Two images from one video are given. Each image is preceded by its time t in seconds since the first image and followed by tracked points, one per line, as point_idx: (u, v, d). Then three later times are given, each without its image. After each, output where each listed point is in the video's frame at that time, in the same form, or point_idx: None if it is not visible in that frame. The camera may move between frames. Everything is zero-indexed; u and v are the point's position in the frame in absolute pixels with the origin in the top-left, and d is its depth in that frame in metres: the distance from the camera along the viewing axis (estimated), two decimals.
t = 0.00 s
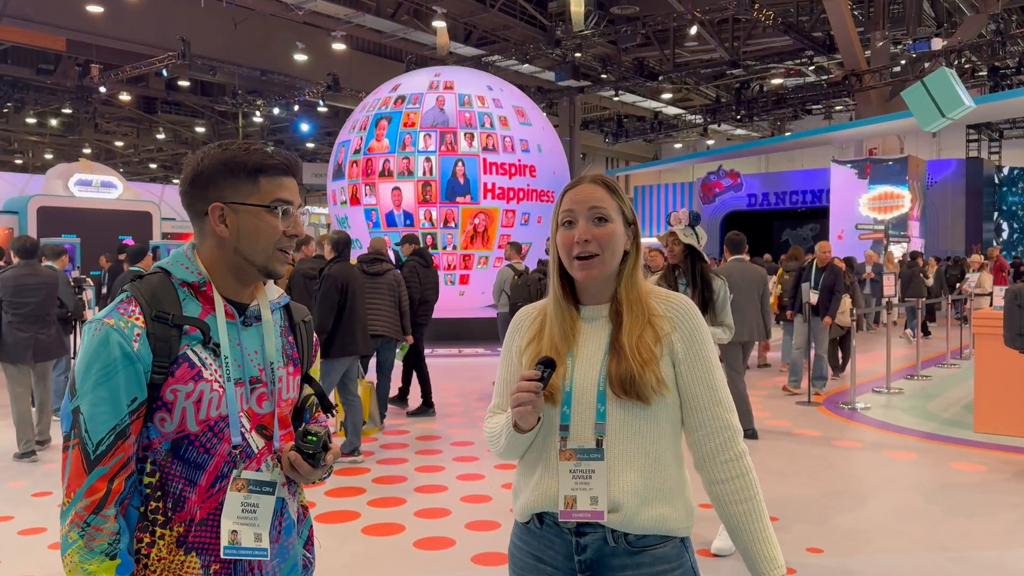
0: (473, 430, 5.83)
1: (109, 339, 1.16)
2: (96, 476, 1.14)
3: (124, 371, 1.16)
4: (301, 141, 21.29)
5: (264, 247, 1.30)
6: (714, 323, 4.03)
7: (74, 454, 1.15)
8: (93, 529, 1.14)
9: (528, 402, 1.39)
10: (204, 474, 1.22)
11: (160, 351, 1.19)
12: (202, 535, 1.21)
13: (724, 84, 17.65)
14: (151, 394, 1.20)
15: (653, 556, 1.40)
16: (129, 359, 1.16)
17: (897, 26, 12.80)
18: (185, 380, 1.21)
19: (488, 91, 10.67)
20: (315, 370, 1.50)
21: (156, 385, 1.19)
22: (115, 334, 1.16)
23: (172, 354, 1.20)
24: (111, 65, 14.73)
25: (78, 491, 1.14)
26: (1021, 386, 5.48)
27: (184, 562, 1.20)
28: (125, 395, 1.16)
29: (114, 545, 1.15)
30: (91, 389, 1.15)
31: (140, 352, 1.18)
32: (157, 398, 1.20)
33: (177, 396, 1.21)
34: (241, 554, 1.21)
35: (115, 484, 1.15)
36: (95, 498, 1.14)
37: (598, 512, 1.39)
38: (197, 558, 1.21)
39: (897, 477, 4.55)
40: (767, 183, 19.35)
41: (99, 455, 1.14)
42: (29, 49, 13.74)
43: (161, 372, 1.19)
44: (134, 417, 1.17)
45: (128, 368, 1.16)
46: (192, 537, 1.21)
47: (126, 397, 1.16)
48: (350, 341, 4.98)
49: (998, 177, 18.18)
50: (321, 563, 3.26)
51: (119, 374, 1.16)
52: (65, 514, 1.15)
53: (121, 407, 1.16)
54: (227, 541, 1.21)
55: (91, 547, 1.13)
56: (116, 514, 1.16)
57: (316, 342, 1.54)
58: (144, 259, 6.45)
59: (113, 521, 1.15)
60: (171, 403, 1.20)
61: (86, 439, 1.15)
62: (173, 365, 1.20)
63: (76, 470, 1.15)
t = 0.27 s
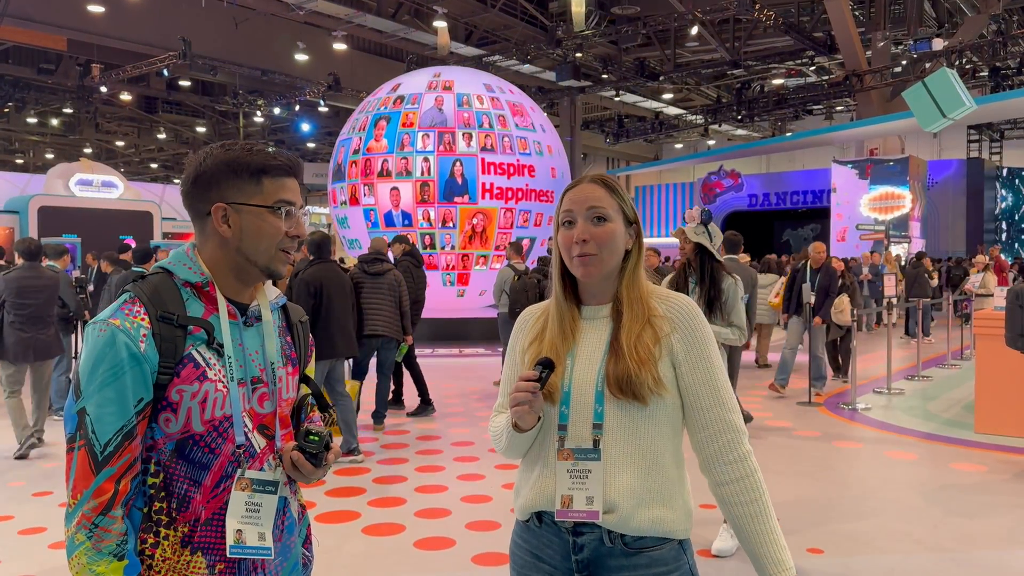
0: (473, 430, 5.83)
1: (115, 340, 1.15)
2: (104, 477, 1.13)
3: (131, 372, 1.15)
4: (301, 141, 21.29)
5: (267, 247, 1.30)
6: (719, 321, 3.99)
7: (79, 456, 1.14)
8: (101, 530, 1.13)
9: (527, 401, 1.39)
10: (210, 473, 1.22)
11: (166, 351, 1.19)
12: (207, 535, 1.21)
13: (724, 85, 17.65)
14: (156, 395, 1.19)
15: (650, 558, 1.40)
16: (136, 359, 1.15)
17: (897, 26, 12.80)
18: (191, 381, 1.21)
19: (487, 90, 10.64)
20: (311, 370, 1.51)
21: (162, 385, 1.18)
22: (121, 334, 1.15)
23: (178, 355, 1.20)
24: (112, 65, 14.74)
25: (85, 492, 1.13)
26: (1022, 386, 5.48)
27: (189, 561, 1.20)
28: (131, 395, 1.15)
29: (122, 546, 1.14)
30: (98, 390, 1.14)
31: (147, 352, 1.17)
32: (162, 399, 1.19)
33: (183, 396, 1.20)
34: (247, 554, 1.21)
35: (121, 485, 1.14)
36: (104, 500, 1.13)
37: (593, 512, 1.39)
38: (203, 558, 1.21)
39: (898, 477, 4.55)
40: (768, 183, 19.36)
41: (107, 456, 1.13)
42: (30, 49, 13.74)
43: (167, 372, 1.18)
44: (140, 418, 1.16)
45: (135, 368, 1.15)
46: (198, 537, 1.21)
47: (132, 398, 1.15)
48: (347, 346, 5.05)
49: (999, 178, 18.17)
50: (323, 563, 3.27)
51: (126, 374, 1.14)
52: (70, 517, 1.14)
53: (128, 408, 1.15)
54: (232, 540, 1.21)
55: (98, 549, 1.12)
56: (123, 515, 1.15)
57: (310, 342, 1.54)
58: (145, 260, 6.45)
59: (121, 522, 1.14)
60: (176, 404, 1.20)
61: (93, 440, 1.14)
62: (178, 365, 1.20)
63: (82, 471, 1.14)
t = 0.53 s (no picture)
0: (474, 430, 5.83)
1: (122, 341, 1.15)
2: (113, 479, 1.13)
3: (138, 373, 1.15)
4: (302, 141, 21.29)
5: (271, 248, 1.30)
6: (729, 321, 3.95)
7: (86, 457, 1.14)
8: (110, 532, 1.13)
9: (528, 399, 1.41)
10: (215, 474, 1.22)
11: (172, 352, 1.18)
12: (212, 535, 1.21)
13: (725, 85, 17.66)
14: (162, 396, 1.19)
15: (651, 560, 1.39)
16: (143, 360, 1.15)
17: (898, 27, 12.79)
18: (196, 382, 1.20)
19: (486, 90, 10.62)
20: (309, 370, 1.51)
21: (168, 386, 1.19)
22: (128, 335, 1.15)
23: (183, 355, 1.20)
24: (113, 65, 14.75)
25: (93, 494, 1.13)
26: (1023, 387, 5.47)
27: (195, 562, 1.20)
28: (138, 396, 1.15)
29: (131, 547, 1.15)
30: (104, 392, 1.14)
31: (153, 353, 1.17)
32: (168, 399, 1.19)
33: (188, 397, 1.20)
34: (252, 553, 1.22)
35: (129, 486, 1.14)
36: (112, 502, 1.13)
37: (591, 511, 1.39)
38: (208, 558, 1.21)
39: (899, 478, 4.54)
40: (769, 184, 19.38)
41: (115, 458, 1.13)
42: (31, 49, 13.76)
43: (173, 373, 1.18)
44: (147, 419, 1.16)
45: (142, 369, 1.15)
46: (204, 538, 1.21)
47: (139, 399, 1.15)
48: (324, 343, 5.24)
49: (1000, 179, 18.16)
50: (324, 563, 3.27)
51: (132, 375, 1.14)
52: (77, 518, 1.14)
53: (135, 409, 1.15)
54: (237, 540, 1.21)
55: (108, 551, 1.13)
56: (131, 517, 1.15)
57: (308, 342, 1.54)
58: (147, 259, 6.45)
59: (129, 524, 1.14)
60: (182, 404, 1.20)
61: (100, 441, 1.14)
62: (183, 366, 1.20)
63: (90, 473, 1.13)
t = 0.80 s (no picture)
0: (474, 431, 5.82)
1: (119, 347, 1.13)
2: (115, 486, 1.11)
3: (137, 378, 1.14)
4: (303, 142, 21.31)
5: (268, 248, 1.31)
6: (736, 324, 4.04)
7: (87, 464, 1.12)
8: (114, 538, 1.11)
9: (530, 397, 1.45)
10: (217, 476, 1.21)
11: (170, 356, 1.17)
12: (216, 537, 1.21)
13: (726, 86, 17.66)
14: (162, 400, 1.18)
15: (651, 562, 1.39)
16: (141, 365, 1.14)
17: (900, 28, 12.79)
18: (195, 384, 1.20)
19: (485, 91, 10.58)
20: (304, 366, 1.52)
21: (168, 390, 1.17)
22: (125, 341, 1.14)
23: (181, 358, 1.19)
24: (114, 66, 14.76)
25: (96, 501, 1.11)
26: None
27: (199, 564, 1.20)
28: (138, 402, 1.13)
29: (135, 553, 1.13)
30: (103, 398, 1.12)
31: (151, 357, 1.15)
32: (167, 403, 1.18)
33: (188, 400, 1.19)
34: (256, 553, 1.22)
35: (132, 491, 1.13)
36: (115, 508, 1.11)
37: (587, 511, 1.39)
38: (213, 560, 1.21)
39: (900, 479, 4.55)
40: (769, 184, 19.38)
41: (116, 465, 1.12)
42: (32, 51, 13.78)
43: (172, 376, 1.17)
44: (147, 424, 1.15)
45: (141, 374, 1.14)
46: (207, 540, 1.20)
47: (139, 404, 1.14)
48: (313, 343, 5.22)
49: (1000, 179, 18.15)
50: (325, 564, 3.27)
51: (132, 381, 1.13)
52: (79, 526, 1.12)
53: (136, 414, 1.13)
54: (242, 541, 1.21)
55: (112, 558, 1.11)
56: (135, 523, 1.14)
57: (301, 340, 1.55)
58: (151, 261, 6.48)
59: (133, 530, 1.13)
60: (182, 408, 1.19)
61: (101, 448, 1.12)
62: (183, 369, 1.19)
63: (91, 481, 1.12)
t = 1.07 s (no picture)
0: (474, 432, 5.83)
1: (100, 364, 1.13)
2: (107, 504, 1.11)
3: (121, 394, 1.13)
4: (304, 143, 21.33)
5: (244, 252, 1.30)
6: (738, 326, 4.03)
7: (77, 484, 1.12)
8: (110, 556, 1.11)
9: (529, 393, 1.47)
10: (211, 484, 1.21)
11: (153, 369, 1.17)
12: (215, 544, 1.22)
13: (727, 87, 17.66)
14: (148, 412, 1.18)
15: (656, 562, 1.39)
16: (124, 381, 1.14)
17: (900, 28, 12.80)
18: (180, 395, 1.20)
19: (484, 91, 10.58)
20: (291, 363, 1.52)
21: (153, 403, 1.17)
22: (106, 357, 1.13)
23: (165, 369, 1.19)
24: (115, 67, 14.77)
25: (88, 521, 1.11)
26: None
27: (199, 572, 1.20)
28: (123, 417, 1.13)
29: (133, 568, 1.13)
30: (87, 417, 1.12)
31: (134, 372, 1.15)
32: (154, 416, 1.18)
33: (175, 411, 1.19)
34: (255, 558, 1.23)
35: (125, 507, 1.13)
36: (109, 526, 1.11)
37: (590, 511, 1.39)
38: (213, 568, 1.21)
39: (900, 479, 4.55)
40: (770, 185, 19.37)
41: (106, 482, 1.12)
42: (34, 52, 13.80)
43: (156, 390, 1.17)
44: (133, 439, 1.15)
45: (124, 390, 1.14)
46: (206, 548, 1.21)
47: (125, 420, 1.14)
48: (304, 345, 5.17)
49: (1001, 179, 18.14)
50: (326, 565, 3.27)
51: (115, 398, 1.13)
52: (74, 546, 1.12)
53: (122, 430, 1.13)
54: (240, 547, 1.22)
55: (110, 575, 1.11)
56: (131, 539, 1.14)
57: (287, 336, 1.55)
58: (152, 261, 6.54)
59: (129, 546, 1.13)
60: (169, 419, 1.19)
61: (89, 468, 1.12)
62: (166, 381, 1.19)
63: (81, 501, 1.12)
